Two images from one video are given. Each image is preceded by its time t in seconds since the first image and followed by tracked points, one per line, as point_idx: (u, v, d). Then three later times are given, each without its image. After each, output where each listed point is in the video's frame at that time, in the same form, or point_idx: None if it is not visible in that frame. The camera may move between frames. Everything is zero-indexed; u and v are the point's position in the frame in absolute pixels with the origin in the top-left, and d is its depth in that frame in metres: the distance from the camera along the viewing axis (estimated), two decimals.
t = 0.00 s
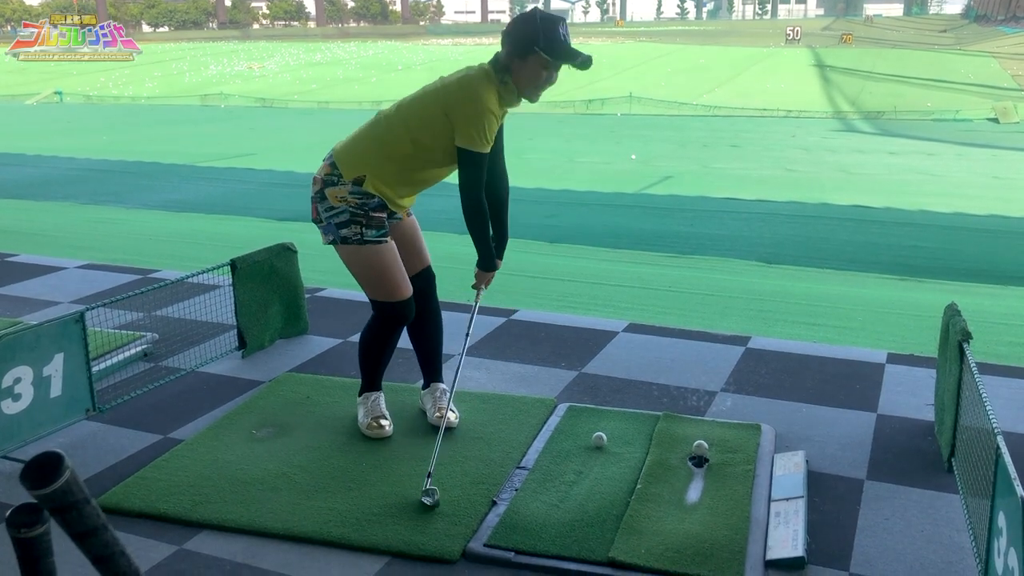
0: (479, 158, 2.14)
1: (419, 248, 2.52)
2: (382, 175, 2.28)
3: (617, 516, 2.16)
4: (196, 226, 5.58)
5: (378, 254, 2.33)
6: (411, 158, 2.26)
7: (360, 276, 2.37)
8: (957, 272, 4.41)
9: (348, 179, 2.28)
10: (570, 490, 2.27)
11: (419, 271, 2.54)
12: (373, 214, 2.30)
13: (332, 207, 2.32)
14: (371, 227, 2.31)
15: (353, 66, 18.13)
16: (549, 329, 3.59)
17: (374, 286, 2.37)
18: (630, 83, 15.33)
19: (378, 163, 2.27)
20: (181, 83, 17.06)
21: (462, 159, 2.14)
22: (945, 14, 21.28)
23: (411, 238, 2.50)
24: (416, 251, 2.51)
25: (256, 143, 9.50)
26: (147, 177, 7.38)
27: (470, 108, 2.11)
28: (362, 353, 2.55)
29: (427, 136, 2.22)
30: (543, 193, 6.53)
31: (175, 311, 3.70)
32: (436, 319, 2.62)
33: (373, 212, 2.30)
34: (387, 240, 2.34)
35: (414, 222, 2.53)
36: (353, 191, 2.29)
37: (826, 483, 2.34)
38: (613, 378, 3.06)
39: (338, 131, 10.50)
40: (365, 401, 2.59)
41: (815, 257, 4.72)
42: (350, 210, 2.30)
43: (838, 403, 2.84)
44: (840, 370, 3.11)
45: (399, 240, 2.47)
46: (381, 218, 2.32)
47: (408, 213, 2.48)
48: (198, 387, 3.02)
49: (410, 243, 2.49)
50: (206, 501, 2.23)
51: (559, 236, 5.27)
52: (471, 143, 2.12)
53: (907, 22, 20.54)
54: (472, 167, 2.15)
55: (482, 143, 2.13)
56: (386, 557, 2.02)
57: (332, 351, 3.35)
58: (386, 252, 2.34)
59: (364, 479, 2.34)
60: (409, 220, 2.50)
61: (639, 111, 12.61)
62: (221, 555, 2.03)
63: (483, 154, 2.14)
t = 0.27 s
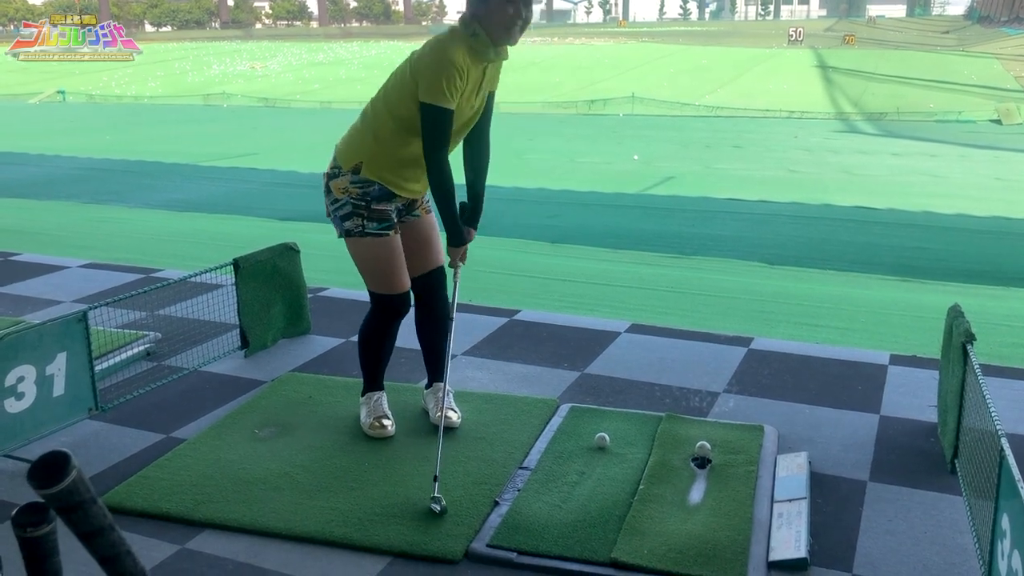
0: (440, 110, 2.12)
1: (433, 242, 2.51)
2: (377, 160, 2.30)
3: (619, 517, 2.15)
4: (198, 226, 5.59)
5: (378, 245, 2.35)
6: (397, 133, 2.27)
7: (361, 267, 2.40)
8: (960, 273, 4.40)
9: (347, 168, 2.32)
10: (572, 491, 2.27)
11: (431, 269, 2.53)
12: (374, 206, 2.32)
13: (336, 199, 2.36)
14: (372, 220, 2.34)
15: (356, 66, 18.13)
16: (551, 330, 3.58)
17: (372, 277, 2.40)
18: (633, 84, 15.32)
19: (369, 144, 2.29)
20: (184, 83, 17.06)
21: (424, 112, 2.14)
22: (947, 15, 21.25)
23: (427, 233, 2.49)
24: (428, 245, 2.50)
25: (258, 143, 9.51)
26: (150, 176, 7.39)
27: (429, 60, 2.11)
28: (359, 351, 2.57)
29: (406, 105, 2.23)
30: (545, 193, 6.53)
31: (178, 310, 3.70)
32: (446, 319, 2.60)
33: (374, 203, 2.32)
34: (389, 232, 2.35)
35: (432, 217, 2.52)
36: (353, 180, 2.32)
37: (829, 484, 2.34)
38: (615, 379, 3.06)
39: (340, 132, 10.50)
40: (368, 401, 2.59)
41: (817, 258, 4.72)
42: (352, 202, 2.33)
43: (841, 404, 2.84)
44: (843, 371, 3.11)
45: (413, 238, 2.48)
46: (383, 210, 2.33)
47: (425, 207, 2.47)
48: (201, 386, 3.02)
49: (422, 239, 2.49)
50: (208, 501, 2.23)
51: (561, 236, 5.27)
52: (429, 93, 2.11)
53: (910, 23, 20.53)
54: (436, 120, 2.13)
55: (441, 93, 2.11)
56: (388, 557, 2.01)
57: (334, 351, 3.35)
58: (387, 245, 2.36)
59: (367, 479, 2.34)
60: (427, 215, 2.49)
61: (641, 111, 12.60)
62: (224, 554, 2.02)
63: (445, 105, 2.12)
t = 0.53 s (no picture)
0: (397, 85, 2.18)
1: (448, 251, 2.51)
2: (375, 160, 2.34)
3: (623, 524, 2.15)
4: (203, 230, 5.60)
5: (374, 247, 2.40)
6: (381, 127, 2.32)
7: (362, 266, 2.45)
8: (966, 280, 4.39)
9: (348, 168, 2.39)
10: (576, 498, 2.27)
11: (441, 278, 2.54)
12: (372, 208, 2.36)
13: (341, 201, 2.42)
14: (369, 222, 2.38)
15: (360, 71, 18.17)
16: (555, 335, 3.58)
17: (369, 276, 2.45)
18: (637, 89, 15.33)
19: (362, 143, 2.36)
20: (189, 87, 17.13)
21: (385, 92, 2.20)
22: (952, 21, 21.24)
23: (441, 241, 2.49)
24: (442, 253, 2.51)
25: (263, 147, 9.53)
26: (155, 181, 7.41)
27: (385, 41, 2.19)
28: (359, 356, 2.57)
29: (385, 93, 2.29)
30: (549, 198, 6.53)
31: (183, 315, 3.70)
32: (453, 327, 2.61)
33: (372, 204, 2.36)
34: (386, 236, 2.39)
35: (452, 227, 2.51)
36: (353, 180, 2.37)
37: (834, 492, 2.33)
38: (619, 386, 3.06)
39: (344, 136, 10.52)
40: (372, 406, 2.59)
41: (821, 264, 4.71)
42: (352, 203, 2.38)
43: (845, 412, 2.83)
44: (847, 378, 3.10)
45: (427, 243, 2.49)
46: (380, 214, 2.36)
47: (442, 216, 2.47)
48: (205, 392, 3.02)
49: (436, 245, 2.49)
50: (212, 507, 2.23)
51: (565, 241, 5.27)
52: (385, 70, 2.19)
53: (914, 28, 20.54)
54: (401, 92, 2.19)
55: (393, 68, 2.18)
56: (392, 564, 2.01)
57: (338, 356, 3.35)
58: (384, 247, 2.40)
59: (371, 486, 2.33)
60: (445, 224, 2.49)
61: (646, 116, 12.60)
62: (227, 561, 2.03)
63: (405, 80, 2.19)
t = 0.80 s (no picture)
0: (365, 85, 2.22)
1: (457, 264, 2.51)
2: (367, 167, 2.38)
3: (627, 534, 2.16)
4: (209, 240, 5.63)
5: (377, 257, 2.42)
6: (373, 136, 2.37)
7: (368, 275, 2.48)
8: (969, 289, 4.40)
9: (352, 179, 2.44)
10: (580, 508, 2.28)
11: (449, 291, 2.54)
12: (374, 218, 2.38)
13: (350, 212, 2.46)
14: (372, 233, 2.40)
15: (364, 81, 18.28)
16: (559, 345, 3.60)
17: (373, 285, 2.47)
18: (640, 98, 15.39)
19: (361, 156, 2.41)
20: (194, 97, 17.25)
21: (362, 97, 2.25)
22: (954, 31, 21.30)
23: (450, 255, 2.49)
24: (451, 267, 2.51)
25: (267, 157, 9.59)
26: (160, 190, 7.46)
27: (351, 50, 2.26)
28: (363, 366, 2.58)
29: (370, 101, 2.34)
30: (552, 208, 6.56)
31: (189, 326, 3.72)
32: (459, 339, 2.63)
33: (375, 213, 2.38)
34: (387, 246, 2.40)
35: (463, 241, 2.50)
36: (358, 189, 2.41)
37: (837, 502, 2.34)
38: (623, 396, 3.06)
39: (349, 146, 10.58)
40: (377, 417, 2.61)
41: (825, 274, 4.72)
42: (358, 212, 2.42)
43: (848, 422, 2.84)
44: (850, 388, 3.11)
45: (436, 257, 2.49)
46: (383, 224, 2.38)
47: (452, 229, 2.47)
48: (211, 402, 3.03)
49: (444, 260, 2.50)
50: (218, 517, 2.24)
51: (569, 251, 5.29)
52: (351, 72, 2.23)
53: (917, 37, 20.60)
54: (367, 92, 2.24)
55: (359, 68, 2.21)
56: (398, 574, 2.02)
57: (343, 366, 3.36)
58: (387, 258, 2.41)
59: (376, 496, 2.34)
60: (455, 237, 2.48)
61: (649, 126, 12.65)
62: (233, 571, 2.04)
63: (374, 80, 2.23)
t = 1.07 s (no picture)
0: (341, 98, 2.28)
1: (459, 279, 2.50)
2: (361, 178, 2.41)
3: (630, 548, 2.15)
4: (212, 253, 5.65)
5: (376, 269, 2.42)
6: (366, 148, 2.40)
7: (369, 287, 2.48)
8: (972, 300, 4.39)
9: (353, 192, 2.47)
10: (583, 522, 2.27)
11: (451, 305, 2.53)
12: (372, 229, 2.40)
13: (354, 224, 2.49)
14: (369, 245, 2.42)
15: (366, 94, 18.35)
16: (561, 358, 3.59)
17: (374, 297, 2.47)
18: (643, 110, 15.44)
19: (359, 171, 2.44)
20: (197, 110, 17.35)
21: (341, 111, 2.30)
22: (955, 43, 21.37)
23: (452, 269, 2.48)
24: (453, 282, 2.50)
25: (271, 170, 9.62)
26: (164, 203, 7.48)
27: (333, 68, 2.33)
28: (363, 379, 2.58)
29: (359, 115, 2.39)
30: (554, 220, 6.57)
31: (192, 339, 3.72)
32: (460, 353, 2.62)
33: (373, 224, 2.40)
34: (386, 258, 2.41)
35: (465, 255, 2.49)
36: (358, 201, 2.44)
37: (842, 515, 2.33)
38: (626, 408, 3.06)
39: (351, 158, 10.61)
40: (379, 429, 2.60)
41: (828, 285, 4.72)
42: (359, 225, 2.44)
43: (853, 434, 2.83)
44: (855, 400, 3.10)
45: (436, 272, 2.49)
46: (381, 235, 2.39)
47: (454, 243, 2.46)
48: (213, 416, 3.03)
49: (447, 274, 2.49)
50: (221, 531, 2.24)
51: (572, 263, 5.29)
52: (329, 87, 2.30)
53: (918, 49, 20.67)
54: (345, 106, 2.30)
55: (334, 83, 2.28)
56: None
57: (346, 379, 3.36)
58: (386, 269, 2.42)
59: (379, 510, 2.34)
60: (457, 251, 2.47)
61: (651, 138, 12.69)
62: None
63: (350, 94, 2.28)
